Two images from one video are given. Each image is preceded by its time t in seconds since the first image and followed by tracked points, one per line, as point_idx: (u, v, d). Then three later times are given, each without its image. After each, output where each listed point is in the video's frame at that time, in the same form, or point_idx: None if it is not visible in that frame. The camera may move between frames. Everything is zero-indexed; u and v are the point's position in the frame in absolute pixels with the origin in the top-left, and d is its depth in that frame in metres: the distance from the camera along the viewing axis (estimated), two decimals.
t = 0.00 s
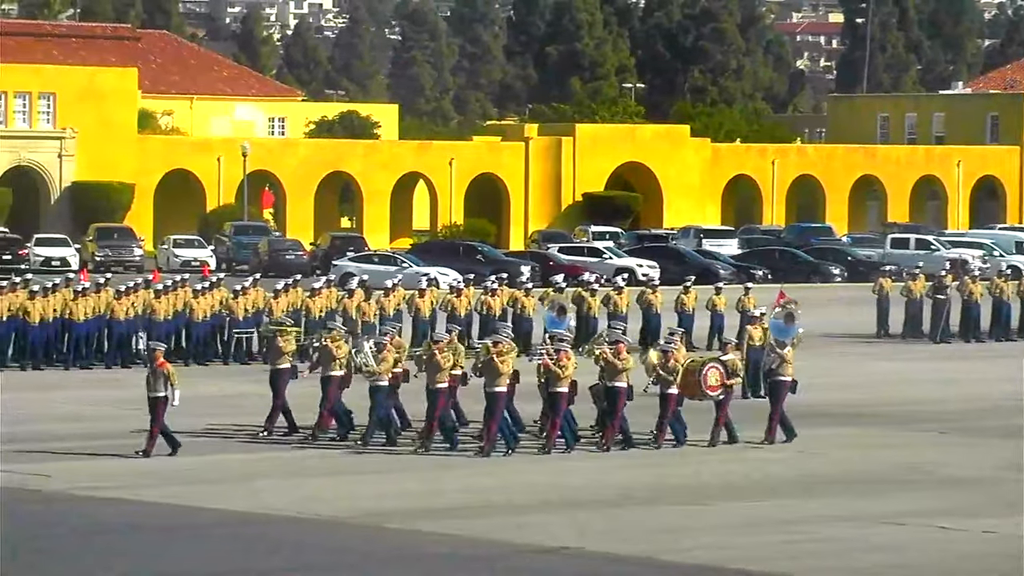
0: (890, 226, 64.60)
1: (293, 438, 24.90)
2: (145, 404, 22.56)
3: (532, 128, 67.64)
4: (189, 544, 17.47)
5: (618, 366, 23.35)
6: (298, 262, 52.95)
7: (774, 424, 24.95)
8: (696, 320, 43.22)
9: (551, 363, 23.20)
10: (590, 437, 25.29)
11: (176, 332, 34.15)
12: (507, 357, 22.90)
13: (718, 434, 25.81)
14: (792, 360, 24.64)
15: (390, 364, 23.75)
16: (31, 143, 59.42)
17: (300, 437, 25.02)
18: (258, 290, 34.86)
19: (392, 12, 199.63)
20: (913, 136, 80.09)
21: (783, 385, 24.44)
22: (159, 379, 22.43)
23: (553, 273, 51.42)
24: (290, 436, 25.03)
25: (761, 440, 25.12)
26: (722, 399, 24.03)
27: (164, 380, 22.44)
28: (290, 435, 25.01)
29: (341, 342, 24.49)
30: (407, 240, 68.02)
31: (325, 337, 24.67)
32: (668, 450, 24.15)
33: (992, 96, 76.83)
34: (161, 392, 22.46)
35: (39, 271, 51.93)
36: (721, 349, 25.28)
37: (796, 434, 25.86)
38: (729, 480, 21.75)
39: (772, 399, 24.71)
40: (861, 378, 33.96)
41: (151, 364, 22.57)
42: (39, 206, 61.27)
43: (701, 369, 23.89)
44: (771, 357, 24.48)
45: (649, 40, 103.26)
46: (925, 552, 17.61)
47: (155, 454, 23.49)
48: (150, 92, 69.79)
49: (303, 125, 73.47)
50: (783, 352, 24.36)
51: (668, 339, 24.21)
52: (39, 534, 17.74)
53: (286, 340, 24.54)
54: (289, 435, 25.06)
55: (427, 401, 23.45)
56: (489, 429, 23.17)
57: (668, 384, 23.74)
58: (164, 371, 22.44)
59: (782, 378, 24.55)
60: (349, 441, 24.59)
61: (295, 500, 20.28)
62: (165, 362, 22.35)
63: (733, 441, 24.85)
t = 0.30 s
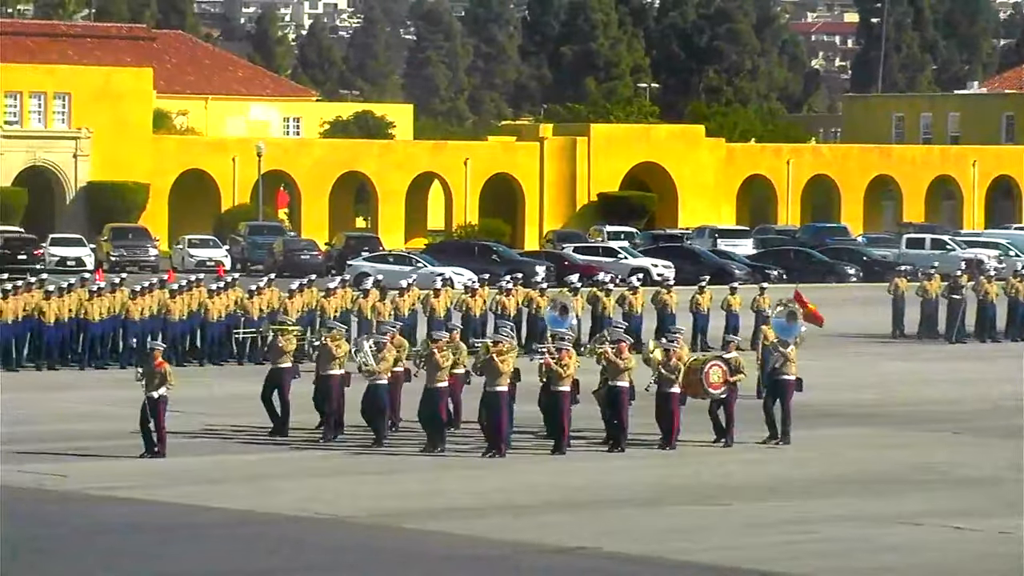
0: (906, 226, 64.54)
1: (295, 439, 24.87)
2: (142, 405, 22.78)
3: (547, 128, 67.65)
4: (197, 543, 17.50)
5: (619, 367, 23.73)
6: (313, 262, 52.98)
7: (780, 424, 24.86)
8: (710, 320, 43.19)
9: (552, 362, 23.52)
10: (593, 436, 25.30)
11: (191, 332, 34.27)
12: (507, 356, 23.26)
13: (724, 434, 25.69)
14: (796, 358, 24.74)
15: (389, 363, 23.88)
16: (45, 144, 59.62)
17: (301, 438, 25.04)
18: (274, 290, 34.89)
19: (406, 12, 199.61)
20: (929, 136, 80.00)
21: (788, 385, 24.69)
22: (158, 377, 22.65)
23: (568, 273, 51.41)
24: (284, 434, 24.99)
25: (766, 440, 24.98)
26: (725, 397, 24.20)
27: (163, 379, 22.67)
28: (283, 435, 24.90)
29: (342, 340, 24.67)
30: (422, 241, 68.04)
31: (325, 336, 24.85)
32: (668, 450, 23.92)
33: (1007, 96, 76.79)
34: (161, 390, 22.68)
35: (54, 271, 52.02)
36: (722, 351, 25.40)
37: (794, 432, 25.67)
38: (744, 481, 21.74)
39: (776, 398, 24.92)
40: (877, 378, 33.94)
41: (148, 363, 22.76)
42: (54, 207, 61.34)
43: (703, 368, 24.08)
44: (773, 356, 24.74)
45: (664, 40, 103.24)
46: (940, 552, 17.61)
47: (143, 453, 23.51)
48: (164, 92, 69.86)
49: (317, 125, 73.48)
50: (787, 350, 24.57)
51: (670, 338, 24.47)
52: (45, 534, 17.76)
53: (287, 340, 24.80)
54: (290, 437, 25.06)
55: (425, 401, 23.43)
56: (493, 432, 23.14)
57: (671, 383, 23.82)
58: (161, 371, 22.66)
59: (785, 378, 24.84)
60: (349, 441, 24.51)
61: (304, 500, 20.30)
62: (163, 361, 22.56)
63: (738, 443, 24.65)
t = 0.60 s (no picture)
0: (924, 227, 64.50)
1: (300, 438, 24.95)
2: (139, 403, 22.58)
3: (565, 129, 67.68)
4: (223, 543, 17.51)
5: (619, 366, 23.25)
6: (330, 262, 53.03)
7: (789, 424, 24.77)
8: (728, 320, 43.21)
9: (552, 363, 23.05)
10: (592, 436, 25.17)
11: (208, 332, 34.33)
12: (506, 357, 23.03)
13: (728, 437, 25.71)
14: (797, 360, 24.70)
15: (388, 364, 23.79)
16: (64, 144, 59.83)
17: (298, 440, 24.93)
18: (291, 290, 34.91)
19: (422, 12, 199.81)
20: (947, 136, 79.99)
21: (787, 386, 24.48)
22: (150, 374, 22.49)
23: (585, 273, 51.38)
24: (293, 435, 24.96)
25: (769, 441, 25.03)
26: (726, 400, 24.10)
27: (156, 376, 22.50)
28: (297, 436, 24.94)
29: (341, 339, 24.27)
30: (440, 241, 68.03)
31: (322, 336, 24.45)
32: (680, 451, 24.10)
33: None
34: (155, 387, 22.47)
35: (72, 271, 52.09)
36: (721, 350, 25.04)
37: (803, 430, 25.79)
38: (768, 481, 21.75)
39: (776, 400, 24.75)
40: (898, 378, 33.96)
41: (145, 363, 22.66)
42: (73, 209, 61.38)
43: (704, 370, 23.92)
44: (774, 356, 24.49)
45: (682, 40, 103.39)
46: (967, 552, 17.62)
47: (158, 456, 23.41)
48: (182, 92, 69.95)
49: (334, 125, 73.53)
50: (787, 352, 24.36)
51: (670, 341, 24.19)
52: (83, 535, 17.77)
53: (286, 341, 24.60)
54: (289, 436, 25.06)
55: (425, 404, 23.40)
56: (501, 430, 23.24)
57: (672, 385, 23.66)
58: (155, 368, 22.54)
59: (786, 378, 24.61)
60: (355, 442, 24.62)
61: (326, 500, 20.31)
62: (155, 357, 22.42)
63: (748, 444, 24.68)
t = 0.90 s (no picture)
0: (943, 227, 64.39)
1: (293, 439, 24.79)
2: (139, 407, 22.42)
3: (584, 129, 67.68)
4: (237, 544, 17.48)
5: (620, 367, 23.36)
6: (349, 262, 53.16)
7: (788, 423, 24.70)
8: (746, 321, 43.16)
9: (552, 364, 23.32)
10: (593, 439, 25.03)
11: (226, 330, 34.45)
12: (505, 356, 23.14)
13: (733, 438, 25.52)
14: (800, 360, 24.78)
15: (387, 365, 23.82)
16: (83, 145, 59.83)
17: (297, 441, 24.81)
18: (310, 291, 34.86)
19: (441, 12, 199.81)
20: (967, 136, 79.86)
21: (790, 384, 24.57)
22: (150, 382, 22.31)
23: (604, 274, 51.32)
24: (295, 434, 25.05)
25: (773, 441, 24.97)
26: (729, 400, 23.93)
27: (154, 383, 22.32)
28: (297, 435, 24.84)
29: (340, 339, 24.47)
30: (459, 241, 67.98)
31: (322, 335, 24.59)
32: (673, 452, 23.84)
33: None
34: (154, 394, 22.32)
35: (92, 272, 52.04)
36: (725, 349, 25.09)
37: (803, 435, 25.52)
38: (785, 481, 21.72)
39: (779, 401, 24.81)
40: (918, 378, 33.90)
41: (142, 367, 22.45)
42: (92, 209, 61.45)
43: (708, 369, 23.81)
44: (777, 356, 24.58)
45: (702, 41, 103.33)
46: (984, 553, 17.59)
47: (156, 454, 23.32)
48: (201, 92, 69.99)
49: (353, 125, 73.49)
50: (790, 351, 24.52)
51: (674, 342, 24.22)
52: (100, 535, 17.75)
53: (285, 340, 24.53)
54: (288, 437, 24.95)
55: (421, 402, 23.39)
56: (487, 428, 22.97)
57: (674, 384, 23.72)
58: (154, 373, 22.34)
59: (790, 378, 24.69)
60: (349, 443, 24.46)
61: (341, 500, 20.28)
62: (153, 363, 22.22)
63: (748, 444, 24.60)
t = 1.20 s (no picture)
0: (960, 227, 64.30)
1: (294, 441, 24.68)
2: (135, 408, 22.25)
3: (601, 129, 67.69)
4: (260, 543, 17.48)
5: (621, 367, 23.12)
6: (365, 262, 53.10)
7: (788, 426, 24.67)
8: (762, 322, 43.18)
9: (553, 364, 23.03)
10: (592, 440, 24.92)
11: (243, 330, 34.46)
12: (505, 357, 22.97)
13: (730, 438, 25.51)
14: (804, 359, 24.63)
15: (388, 365, 23.67)
16: (97, 145, 59.92)
17: (297, 442, 24.74)
18: (326, 291, 34.77)
19: (457, 13, 199.99)
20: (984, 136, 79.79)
21: (793, 384, 24.42)
22: (147, 385, 22.11)
23: (620, 273, 51.29)
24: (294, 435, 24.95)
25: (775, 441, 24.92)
26: (731, 400, 23.87)
27: (152, 384, 22.13)
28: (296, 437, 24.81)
29: (341, 342, 24.37)
30: (474, 240, 67.91)
31: (325, 338, 24.53)
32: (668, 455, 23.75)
33: None
34: (151, 396, 22.14)
35: (107, 271, 51.89)
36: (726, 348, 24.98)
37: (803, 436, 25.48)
38: (801, 481, 21.70)
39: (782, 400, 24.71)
40: (935, 378, 33.85)
41: (140, 369, 22.27)
42: (108, 209, 61.52)
43: (709, 370, 23.71)
44: (781, 356, 24.45)
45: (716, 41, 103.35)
46: (1000, 552, 17.56)
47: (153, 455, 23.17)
48: (218, 92, 70.02)
49: (369, 125, 73.45)
50: (794, 351, 24.39)
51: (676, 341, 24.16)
52: (118, 535, 17.74)
53: (284, 342, 24.50)
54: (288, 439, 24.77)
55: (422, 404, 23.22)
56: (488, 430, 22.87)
57: (675, 386, 23.51)
58: (152, 374, 22.15)
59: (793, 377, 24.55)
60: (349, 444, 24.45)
61: (359, 500, 20.29)
62: (151, 367, 22.03)
63: (748, 444, 24.57)
